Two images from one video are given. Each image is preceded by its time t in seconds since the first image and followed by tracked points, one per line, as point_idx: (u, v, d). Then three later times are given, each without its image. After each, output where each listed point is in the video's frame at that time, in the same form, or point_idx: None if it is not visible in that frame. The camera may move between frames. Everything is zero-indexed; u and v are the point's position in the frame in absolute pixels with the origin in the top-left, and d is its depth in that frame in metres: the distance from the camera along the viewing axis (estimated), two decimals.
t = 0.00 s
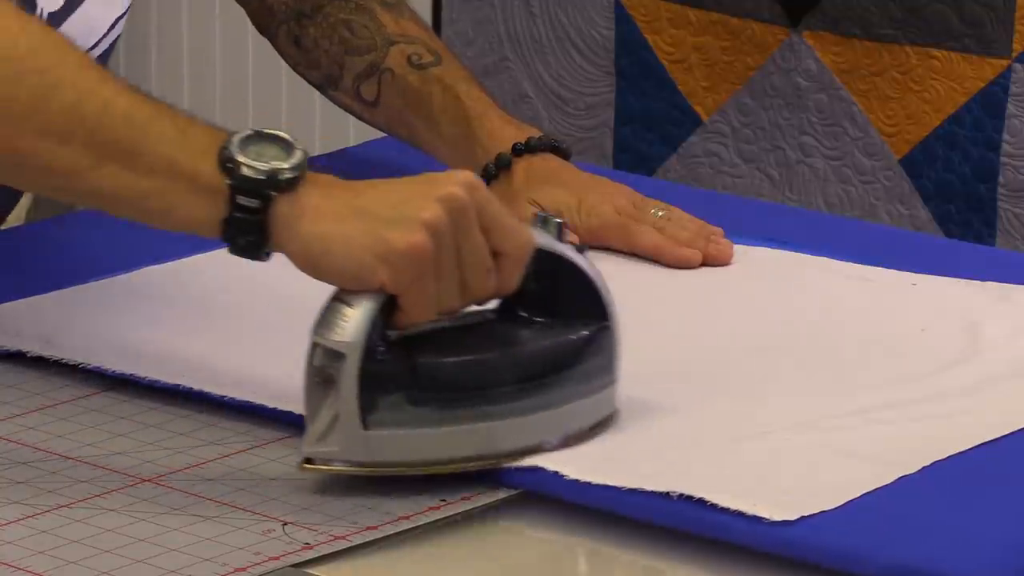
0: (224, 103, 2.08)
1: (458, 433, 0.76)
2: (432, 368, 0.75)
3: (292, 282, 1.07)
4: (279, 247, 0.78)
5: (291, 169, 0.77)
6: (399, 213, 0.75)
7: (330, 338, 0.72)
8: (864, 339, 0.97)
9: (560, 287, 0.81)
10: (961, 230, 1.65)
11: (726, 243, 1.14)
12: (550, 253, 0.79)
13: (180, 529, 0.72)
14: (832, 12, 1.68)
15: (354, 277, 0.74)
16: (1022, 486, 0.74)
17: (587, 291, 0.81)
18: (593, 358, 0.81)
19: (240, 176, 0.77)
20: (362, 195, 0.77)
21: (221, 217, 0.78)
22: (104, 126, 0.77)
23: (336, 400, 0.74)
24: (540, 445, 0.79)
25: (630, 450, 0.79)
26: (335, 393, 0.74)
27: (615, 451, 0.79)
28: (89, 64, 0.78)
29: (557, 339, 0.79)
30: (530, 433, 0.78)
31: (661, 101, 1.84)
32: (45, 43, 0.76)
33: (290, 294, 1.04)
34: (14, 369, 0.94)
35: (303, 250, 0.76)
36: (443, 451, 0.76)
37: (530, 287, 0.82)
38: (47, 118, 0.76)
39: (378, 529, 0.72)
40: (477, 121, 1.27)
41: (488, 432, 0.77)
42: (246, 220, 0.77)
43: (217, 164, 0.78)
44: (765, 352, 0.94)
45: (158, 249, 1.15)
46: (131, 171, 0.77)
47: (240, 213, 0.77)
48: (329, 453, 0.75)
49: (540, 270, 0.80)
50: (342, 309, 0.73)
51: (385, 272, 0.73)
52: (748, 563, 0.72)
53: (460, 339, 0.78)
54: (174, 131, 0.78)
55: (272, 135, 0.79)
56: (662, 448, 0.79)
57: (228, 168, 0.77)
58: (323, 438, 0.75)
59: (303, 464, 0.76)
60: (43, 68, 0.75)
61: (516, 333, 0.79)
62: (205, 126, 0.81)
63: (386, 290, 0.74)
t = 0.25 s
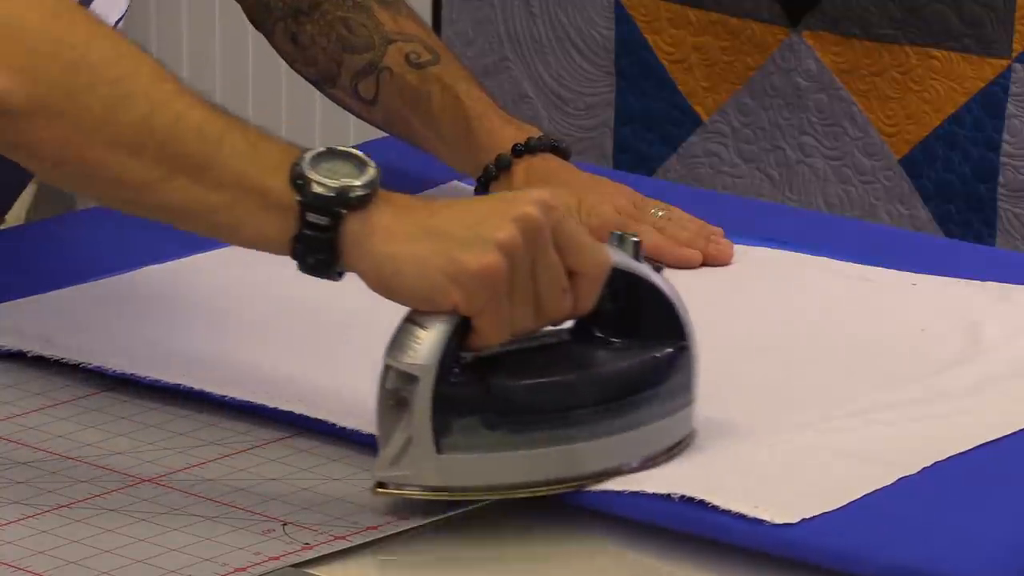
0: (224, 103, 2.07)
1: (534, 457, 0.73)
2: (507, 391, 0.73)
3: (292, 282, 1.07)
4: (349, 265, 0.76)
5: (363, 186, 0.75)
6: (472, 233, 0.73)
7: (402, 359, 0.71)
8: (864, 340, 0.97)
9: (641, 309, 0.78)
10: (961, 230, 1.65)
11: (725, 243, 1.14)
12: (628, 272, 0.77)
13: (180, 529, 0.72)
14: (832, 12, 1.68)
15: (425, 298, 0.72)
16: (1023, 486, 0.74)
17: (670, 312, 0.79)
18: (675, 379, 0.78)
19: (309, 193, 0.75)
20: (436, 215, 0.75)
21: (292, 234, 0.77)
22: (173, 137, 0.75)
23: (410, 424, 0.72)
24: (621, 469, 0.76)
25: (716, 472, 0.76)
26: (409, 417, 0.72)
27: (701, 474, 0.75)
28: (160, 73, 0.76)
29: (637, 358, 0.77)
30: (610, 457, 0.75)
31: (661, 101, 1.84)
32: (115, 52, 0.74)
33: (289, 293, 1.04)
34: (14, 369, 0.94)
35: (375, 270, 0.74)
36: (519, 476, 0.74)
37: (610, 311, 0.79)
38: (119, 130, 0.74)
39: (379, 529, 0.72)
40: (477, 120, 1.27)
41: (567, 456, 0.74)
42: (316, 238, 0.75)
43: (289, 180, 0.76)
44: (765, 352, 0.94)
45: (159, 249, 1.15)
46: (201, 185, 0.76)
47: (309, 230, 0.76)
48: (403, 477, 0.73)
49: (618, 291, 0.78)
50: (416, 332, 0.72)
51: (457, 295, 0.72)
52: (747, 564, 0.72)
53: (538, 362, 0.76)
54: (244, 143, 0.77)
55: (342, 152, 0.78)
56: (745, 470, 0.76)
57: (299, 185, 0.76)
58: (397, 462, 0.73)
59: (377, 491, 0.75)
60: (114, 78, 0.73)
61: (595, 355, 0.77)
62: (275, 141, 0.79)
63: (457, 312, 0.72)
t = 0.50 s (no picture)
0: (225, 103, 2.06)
1: (554, 450, 0.73)
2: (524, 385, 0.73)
3: (292, 281, 1.07)
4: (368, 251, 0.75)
5: (384, 174, 0.73)
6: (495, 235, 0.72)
7: (420, 357, 0.70)
8: (864, 339, 0.96)
9: (639, 302, 0.79)
10: (961, 230, 1.65)
11: (725, 243, 1.14)
12: (632, 265, 0.78)
13: (180, 529, 0.72)
14: (832, 12, 1.68)
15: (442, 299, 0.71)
16: (1023, 486, 0.74)
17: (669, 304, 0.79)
18: (678, 371, 0.79)
19: (327, 179, 0.73)
20: (456, 207, 0.73)
21: (310, 217, 0.75)
22: (193, 119, 0.73)
23: (429, 423, 0.71)
24: (628, 462, 0.76)
25: (721, 467, 0.76)
26: (428, 415, 0.71)
27: (704, 470, 0.76)
28: (184, 53, 0.75)
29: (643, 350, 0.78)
30: (620, 449, 0.76)
31: (661, 101, 1.84)
32: (133, 32, 0.73)
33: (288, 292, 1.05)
34: (14, 368, 0.94)
35: (392, 261, 0.73)
36: (536, 470, 0.73)
37: (608, 303, 0.80)
38: (134, 109, 0.73)
39: (378, 529, 0.72)
40: (477, 120, 1.28)
41: (582, 449, 0.74)
42: (333, 224, 0.74)
43: (308, 164, 0.74)
44: (765, 351, 0.94)
45: (160, 248, 1.15)
46: (217, 168, 0.74)
47: (326, 216, 0.74)
48: (422, 477, 0.72)
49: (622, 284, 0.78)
50: (433, 329, 0.71)
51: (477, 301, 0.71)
52: (747, 563, 0.72)
53: (549, 357, 0.76)
54: (270, 127, 0.75)
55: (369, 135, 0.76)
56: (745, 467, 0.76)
57: (317, 170, 0.74)
58: (414, 462, 0.72)
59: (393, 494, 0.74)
60: (131, 56, 0.73)
61: (598, 348, 0.77)
62: (307, 123, 0.77)
63: (476, 314, 0.71)
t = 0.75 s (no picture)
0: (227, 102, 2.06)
1: (371, 397, 0.80)
2: (359, 339, 0.78)
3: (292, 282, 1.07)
4: (216, 210, 0.81)
5: (231, 136, 0.80)
6: (340, 195, 0.80)
7: (263, 310, 0.75)
8: (863, 339, 0.96)
9: (454, 254, 0.86)
10: (961, 230, 1.65)
11: (725, 243, 1.13)
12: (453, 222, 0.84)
13: (180, 529, 0.72)
14: (832, 12, 1.68)
15: (295, 254, 0.77)
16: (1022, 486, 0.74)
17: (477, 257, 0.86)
18: (482, 320, 0.86)
19: (180, 143, 0.80)
20: (297, 169, 0.80)
21: (162, 179, 0.81)
22: (46, 88, 0.79)
23: (272, 372, 0.77)
24: (426, 407, 0.84)
25: (500, 416, 0.84)
26: (268, 364, 0.77)
27: (489, 420, 0.83)
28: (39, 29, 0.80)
29: (462, 301, 0.84)
30: (425, 396, 0.83)
31: (661, 101, 1.84)
32: None
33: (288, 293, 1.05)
34: (14, 369, 0.94)
35: (245, 219, 0.80)
36: (358, 415, 0.80)
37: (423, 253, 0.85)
38: None
39: (379, 528, 0.72)
40: (477, 120, 1.28)
41: (392, 396, 0.81)
42: (185, 184, 0.80)
43: (158, 128, 0.80)
44: (763, 351, 0.94)
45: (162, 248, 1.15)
46: (69, 133, 0.80)
47: (179, 177, 0.80)
48: (265, 422, 0.78)
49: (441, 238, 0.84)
50: (276, 284, 0.76)
51: (332, 258, 0.77)
52: (748, 563, 0.72)
53: (377, 303, 0.81)
54: (116, 95, 0.80)
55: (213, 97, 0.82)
56: (529, 418, 0.83)
57: (170, 134, 0.80)
58: (254, 409, 0.78)
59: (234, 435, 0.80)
60: None
61: (421, 296, 0.83)
62: (152, 85, 0.83)
63: (323, 271, 0.77)
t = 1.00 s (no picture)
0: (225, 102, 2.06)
1: (181, 348, 0.86)
2: (166, 295, 0.85)
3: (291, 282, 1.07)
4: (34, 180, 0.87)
5: (41, 105, 0.86)
6: (142, 161, 0.85)
7: (75, 270, 0.81)
8: (862, 339, 0.97)
9: (256, 212, 0.92)
10: (961, 230, 1.66)
11: (724, 243, 1.13)
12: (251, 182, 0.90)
13: (180, 529, 0.72)
14: (832, 12, 1.68)
15: (99, 217, 0.82)
16: (1021, 486, 0.74)
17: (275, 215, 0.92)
18: (279, 278, 0.92)
19: None
20: (108, 142, 0.86)
21: None
22: None
23: (82, 326, 0.82)
24: (230, 358, 0.90)
25: (304, 372, 0.91)
26: (78, 319, 0.82)
27: (283, 374, 0.90)
28: None
29: (263, 259, 0.91)
30: (227, 349, 0.89)
31: (661, 101, 1.84)
32: None
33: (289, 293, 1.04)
34: (15, 369, 0.94)
35: (59, 185, 0.85)
36: (167, 367, 0.86)
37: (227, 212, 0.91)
38: None
39: (379, 529, 0.72)
40: (477, 120, 1.27)
41: (198, 349, 0.88)
42: None
43: None
44: (763, 351, 0.94)
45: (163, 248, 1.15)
46: None
47: None
48: (77, 377, 0.84)
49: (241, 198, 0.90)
50: (86, 243, 0.82)
51: (134, 219, 0.82)
52: (748, 563, 0.72)
53: (179, 261, 0.87)
54: None
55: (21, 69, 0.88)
56: (327, 373, 0.90)
57: None
58: (67, 364, 0.84)
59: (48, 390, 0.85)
60: None
61: (224, 254, 0.89)
62: None
63: (130, 228, 0.83)
